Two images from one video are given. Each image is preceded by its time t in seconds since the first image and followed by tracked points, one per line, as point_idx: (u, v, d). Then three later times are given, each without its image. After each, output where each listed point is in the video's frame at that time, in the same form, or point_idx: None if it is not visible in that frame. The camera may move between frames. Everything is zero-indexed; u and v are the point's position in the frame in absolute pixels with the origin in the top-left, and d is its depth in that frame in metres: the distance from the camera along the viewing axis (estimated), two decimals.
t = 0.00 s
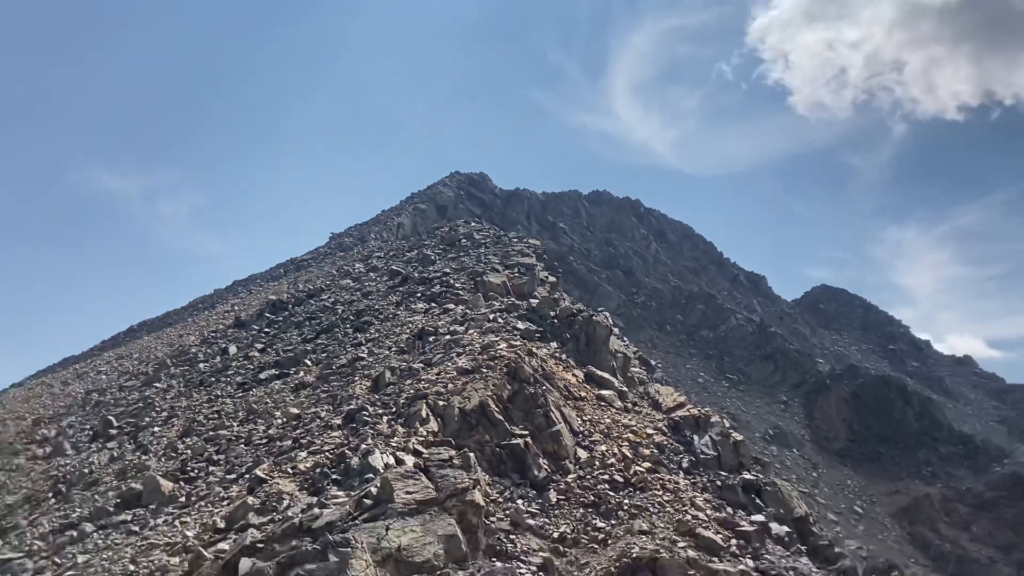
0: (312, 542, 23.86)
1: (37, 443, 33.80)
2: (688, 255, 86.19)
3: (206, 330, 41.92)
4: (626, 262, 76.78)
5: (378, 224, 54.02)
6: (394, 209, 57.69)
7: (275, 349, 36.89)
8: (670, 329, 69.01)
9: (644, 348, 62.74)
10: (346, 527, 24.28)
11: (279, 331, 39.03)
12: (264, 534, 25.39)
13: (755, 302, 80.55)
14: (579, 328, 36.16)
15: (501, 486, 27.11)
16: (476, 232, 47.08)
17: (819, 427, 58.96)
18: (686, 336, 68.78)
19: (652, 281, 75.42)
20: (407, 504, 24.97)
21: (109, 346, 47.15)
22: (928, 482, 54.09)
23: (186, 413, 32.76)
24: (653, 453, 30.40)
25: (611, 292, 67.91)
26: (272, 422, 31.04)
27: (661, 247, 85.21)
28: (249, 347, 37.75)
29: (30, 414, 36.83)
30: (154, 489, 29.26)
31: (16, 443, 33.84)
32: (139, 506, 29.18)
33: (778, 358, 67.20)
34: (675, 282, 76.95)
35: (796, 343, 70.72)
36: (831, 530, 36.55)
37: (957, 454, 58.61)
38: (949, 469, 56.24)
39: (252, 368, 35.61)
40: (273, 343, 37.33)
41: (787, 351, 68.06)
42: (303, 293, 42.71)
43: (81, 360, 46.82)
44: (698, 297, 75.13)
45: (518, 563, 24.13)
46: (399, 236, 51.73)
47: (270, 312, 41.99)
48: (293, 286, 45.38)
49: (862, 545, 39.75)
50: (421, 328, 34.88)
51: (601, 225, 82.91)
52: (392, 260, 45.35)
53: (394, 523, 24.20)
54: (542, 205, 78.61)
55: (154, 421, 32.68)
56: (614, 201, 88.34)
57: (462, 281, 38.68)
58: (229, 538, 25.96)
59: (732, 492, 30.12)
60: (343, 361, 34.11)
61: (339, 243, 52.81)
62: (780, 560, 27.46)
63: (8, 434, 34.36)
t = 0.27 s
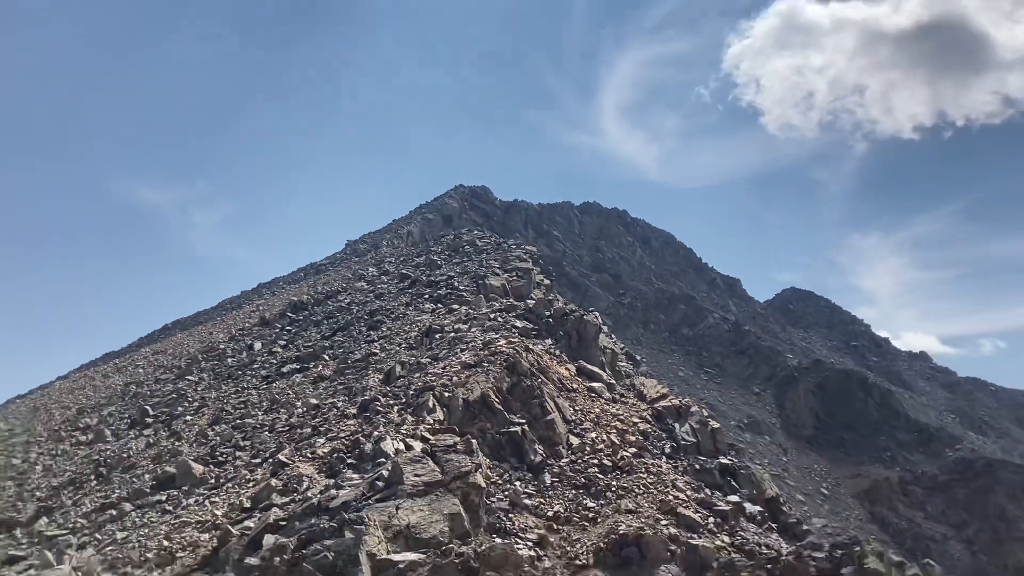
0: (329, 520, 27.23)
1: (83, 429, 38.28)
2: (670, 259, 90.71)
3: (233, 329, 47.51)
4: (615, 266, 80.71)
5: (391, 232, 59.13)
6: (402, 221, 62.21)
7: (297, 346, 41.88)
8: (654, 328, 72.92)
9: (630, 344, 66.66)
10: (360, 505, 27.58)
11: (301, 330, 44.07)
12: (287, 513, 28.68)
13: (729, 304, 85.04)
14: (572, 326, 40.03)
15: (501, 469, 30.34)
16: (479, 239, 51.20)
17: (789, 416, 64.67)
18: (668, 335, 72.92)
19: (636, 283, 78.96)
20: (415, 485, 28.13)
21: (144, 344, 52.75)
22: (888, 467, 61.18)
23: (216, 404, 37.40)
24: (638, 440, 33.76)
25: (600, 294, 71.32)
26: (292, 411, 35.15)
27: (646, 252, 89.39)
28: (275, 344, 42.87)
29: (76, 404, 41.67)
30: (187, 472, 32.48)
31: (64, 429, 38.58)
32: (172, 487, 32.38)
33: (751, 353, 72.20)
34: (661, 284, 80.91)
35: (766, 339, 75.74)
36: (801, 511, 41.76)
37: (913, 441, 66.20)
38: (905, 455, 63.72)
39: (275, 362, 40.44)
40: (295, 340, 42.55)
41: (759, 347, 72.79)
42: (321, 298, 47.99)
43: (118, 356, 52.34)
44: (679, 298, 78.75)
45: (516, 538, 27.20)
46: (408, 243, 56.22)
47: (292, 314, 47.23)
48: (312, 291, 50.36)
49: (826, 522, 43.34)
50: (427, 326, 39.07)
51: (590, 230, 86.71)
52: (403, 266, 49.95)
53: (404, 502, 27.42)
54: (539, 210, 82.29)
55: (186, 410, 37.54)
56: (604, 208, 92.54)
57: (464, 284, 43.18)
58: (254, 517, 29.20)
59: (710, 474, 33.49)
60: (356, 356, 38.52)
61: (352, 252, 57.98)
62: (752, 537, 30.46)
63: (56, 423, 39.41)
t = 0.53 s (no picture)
0: (338, 510, 28.66)
1: (102, 423, 40.69)
2: (661, 260, 91.86)
3: (247, 326, 50.19)
4: (612, 267, 82.61)
5: (395, 235, 61.09)
6: (405, 225, 64.20)
7: (306, 344, 44.03)
8: (648, 326, 74.70)
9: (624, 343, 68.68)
10: (367, 496, 29.02)
11: (309, 329, 46.18)
12: (297, 504, 30.13)
13: (721, 304, 86.79)
14: (570, 325, 41.79)
15: (502, 462, 31.84)
16: (480, 243, 53.13)
17: (777, 411, 66.31)
18: (662, 334, 74.69)
19: (631, 284, 80.74)
20: (419, 478, 29.67)
21: (161, 342, 55.94)
22: (871, 459, 62.11)
23: (229, 399, 39.40)
24: (632, 435, 35.31)
25: (596, 294, 73.04)
26: (302, 406, 36.93)
27: (641, 254, 91.28)
28: (285, 342, 45.06)
29: (95, 400, 44.30)
30: (201, 465, 34.01)
31: (83, 423, 41.07)
32: (187, 479, 33.90)
33: (741, 351, 73.76)
34: (655, 286, 82.75)
35: (757, 339, 77.49)
36: (789, 502, 43.23)
37: (896, 435, 67.15)
38: (888, 448, 64.59)
39: (285, 359, 42.57)
40: (305, 339, 44.79)
41: (748, 346, 74.44)
42: (328, 298, 50.13)
43: (137, 353, 55.74)
44: (674, 298, 80.37)
45: (515, 528, 28.56)
46: (411, 245, 58.29)
47: (301, 312, 49.48)
48: (320, 292, 52.44)
49: (812, 512, 44.89)
50: (430, 325, 40.95)
51: (587, 232, 88.51)
52: (408, 268, 51.98)
53: (408, 493, 28.95)
54: (537, 213, 84.19)
55: (200, 405, 39.65)
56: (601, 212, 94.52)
57: (466, 285, 45.11)
58: (265, 507, 30.59)
59: (701, 467, 35.00)
60: (363, 353, 40.40)
61: (357, 255, 60.01)
62: (742, 527, 31.70)
63: (75, 417, 42.21)
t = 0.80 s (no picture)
0: (339, 510, 28.69)
1: (104, 422, 40.71)
2: (663, 260, 91.94)
3: (248, 325, 50.24)
4: (614, 267, 82.63)
5: (398, 235, 61.16)
6: (407, 225, 64.28)
7: (308, 343, 44.10)
8: (649, 326, 74.76)
9: (626, 342, 68.76)
10: (369, 496, 29.04)
11: (310, 329, 46.24)
12: (299, 503, 30.17)
13: (722, 304, 86.85)
14: (571, 324, 41.79)
15: (503, 462, 31.87)
16: (481, 242, 53.18)
17: (778, 411, 66.28)
18: (664, 333, 74.76)
19: (632, 283, 80.77)
20: (420, 477, 29.67)
21: (164, 341, 56.13)
22: (873, 459, 61.99)
23: (230, 399, 39.47)
24: (634, 434, 35.36)
25: (597, 293, 73.09)
26: (304, 406, 37.01)
27: (642, 253, 91.29)
28: (286, 342, 45.15)
29: (97, 398, 44.41)
30: (203, 464, 34.05)
31: (85, 422, 41.14)
32: (189, 478, 33.95)
33: (743, 351, 73.79)
34: (656, 285, 82.75)
35: (758, 338, 77.51)
36: (790, 501, 43.19)
37: (897, 435, 66.79)
38: (889, 447, 64.45)
39: (287, 358, 42.65)
40: (306, 338, 44.87)
41: (750, 346, 74.53)
42: (330, 298, 50.21)
43: (139, 352, 55.77)
44: (675, 298, 80.33)
45: (517, 527, 28.56)
46: (413, 245, 58.37)
47: (302, 312, 49.55)
48: (322, 292, 52.50)
49: (813, 512, 44.88)
50: (432, 325, 41.05)
51: (588, 232, 88.52)
52: (409, 267, 52.05)
53: (410, 493, 28.95)
54: (539, 213, 84.27)
55: (202, 404, 39.71)
56: (602, 212, 94.53)
57: (467, 285, 45.16)
58: (267, 507, 30.60)
59: (703, 467, 34.98)
60: (365, 353, 40.48)
61: (358, 254, 60.06)
62: (743, 527, 31.65)
63: (77, 416, 42.31)
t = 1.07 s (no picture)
0: (343, 507, 28.72)
1: (107, 420, 40.81)
2: (667, 258, 92.00)
3: (250, 324, 50.24)
4: (617, 265, 82.69)
5: (401, 233, 61.22)
6: (412, 223, 64.39)
7: (312, 341, 44.20)
8: (652, 324, 74.79)
9: (630, 340, 68.92)
10: (372, 493, 29.10)
11: (314, 326, 46.29)
12: (302, 501, 30.19)
13: (726, 302, 86.86)
14: (574, 322, 41.61)
15: (506, 459, 31.90)
16: (485, 241, 53.21)
17: (781, 409, 66.69)
18: (667, 331, 74.83)
19: (636, 282, 80.86)
20: (423, 475, 29.70)
21: (168, 338, 56.35)
22: (875, 457, 62.43)
23: (234, 397, 39.58)
24: (637, 432, 35.37)
25: (600, 292, 73.20)
26: (307, 404, 37.08)
27: (646, 252, 91.29)
28: (290, 339, 45.21)
29: (101, 396, 44.59)
30: (206, 462, 34.13)
31: (88, 420, 41.24)
32: (192, 476, 34.02)
33: (746, 349, 73.80)
34: (659, 283, 82.71)
35: (760, 335, 77.44)
36: (794, 500, 43.04)
37: (901, 434, 66.35)
38: (893, 446, 64.36)
39: (291, 357, 42.77)
40: (309, 336, 44.90)
41: (754, 344, 74.53)
42: (333, 295, 50.29)
43: (143, 349, 55.93)
44: (679, 296, 80.28)
45: (520, 525, 28.54)
46: (418, 243, 58.45)
47: (306, 310, 49.61)
48: (325, 290, 52.62)
49: (816, 511, 44.78)
50: (435, 323, 41.16)
51: (592, 230, 88.55)
52: (414, 265, 52.11)
53: (413, 491, 28.99)
54: (543, 213, 84.43)
55: (206, 402, 39.79)
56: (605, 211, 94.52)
57: (471, 283, 45.16)
58: (270, 504, 30.63)
59: (706, 465, 34.96)
60: (369, 350, 40.58)
61: (363, 253, 60.15)
62: (746, 525, 31.63)
63: (82, 415, 42.36)
